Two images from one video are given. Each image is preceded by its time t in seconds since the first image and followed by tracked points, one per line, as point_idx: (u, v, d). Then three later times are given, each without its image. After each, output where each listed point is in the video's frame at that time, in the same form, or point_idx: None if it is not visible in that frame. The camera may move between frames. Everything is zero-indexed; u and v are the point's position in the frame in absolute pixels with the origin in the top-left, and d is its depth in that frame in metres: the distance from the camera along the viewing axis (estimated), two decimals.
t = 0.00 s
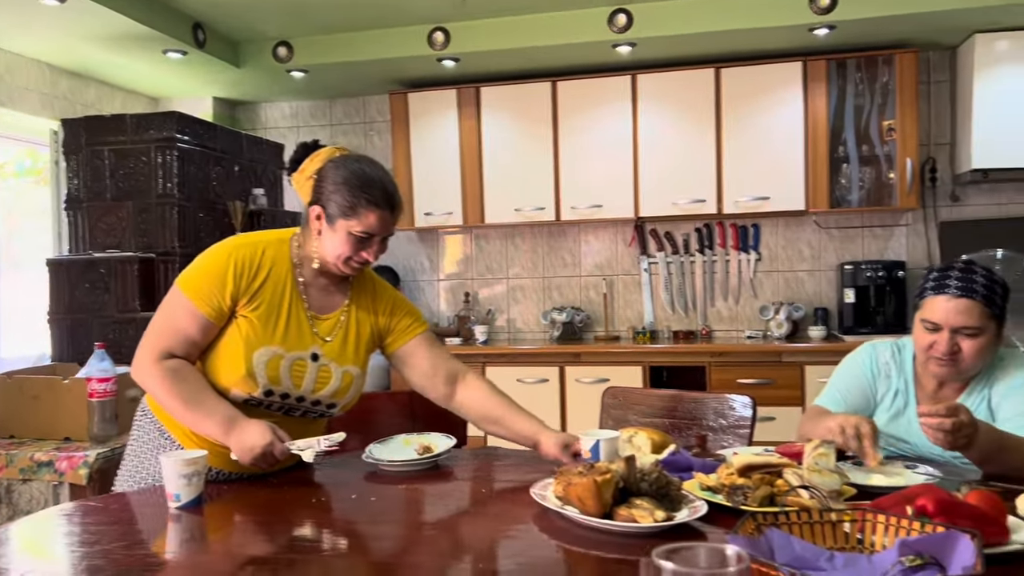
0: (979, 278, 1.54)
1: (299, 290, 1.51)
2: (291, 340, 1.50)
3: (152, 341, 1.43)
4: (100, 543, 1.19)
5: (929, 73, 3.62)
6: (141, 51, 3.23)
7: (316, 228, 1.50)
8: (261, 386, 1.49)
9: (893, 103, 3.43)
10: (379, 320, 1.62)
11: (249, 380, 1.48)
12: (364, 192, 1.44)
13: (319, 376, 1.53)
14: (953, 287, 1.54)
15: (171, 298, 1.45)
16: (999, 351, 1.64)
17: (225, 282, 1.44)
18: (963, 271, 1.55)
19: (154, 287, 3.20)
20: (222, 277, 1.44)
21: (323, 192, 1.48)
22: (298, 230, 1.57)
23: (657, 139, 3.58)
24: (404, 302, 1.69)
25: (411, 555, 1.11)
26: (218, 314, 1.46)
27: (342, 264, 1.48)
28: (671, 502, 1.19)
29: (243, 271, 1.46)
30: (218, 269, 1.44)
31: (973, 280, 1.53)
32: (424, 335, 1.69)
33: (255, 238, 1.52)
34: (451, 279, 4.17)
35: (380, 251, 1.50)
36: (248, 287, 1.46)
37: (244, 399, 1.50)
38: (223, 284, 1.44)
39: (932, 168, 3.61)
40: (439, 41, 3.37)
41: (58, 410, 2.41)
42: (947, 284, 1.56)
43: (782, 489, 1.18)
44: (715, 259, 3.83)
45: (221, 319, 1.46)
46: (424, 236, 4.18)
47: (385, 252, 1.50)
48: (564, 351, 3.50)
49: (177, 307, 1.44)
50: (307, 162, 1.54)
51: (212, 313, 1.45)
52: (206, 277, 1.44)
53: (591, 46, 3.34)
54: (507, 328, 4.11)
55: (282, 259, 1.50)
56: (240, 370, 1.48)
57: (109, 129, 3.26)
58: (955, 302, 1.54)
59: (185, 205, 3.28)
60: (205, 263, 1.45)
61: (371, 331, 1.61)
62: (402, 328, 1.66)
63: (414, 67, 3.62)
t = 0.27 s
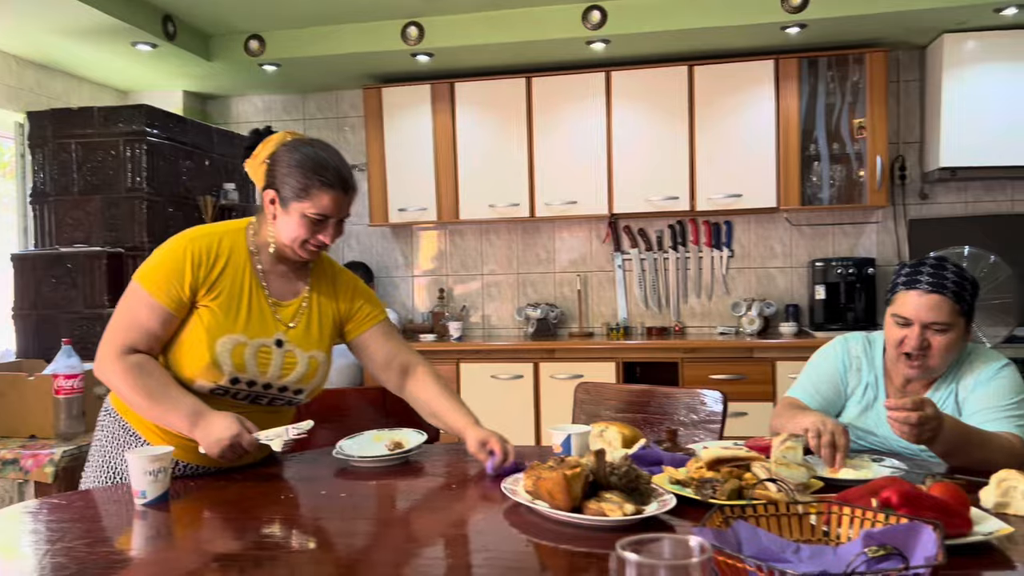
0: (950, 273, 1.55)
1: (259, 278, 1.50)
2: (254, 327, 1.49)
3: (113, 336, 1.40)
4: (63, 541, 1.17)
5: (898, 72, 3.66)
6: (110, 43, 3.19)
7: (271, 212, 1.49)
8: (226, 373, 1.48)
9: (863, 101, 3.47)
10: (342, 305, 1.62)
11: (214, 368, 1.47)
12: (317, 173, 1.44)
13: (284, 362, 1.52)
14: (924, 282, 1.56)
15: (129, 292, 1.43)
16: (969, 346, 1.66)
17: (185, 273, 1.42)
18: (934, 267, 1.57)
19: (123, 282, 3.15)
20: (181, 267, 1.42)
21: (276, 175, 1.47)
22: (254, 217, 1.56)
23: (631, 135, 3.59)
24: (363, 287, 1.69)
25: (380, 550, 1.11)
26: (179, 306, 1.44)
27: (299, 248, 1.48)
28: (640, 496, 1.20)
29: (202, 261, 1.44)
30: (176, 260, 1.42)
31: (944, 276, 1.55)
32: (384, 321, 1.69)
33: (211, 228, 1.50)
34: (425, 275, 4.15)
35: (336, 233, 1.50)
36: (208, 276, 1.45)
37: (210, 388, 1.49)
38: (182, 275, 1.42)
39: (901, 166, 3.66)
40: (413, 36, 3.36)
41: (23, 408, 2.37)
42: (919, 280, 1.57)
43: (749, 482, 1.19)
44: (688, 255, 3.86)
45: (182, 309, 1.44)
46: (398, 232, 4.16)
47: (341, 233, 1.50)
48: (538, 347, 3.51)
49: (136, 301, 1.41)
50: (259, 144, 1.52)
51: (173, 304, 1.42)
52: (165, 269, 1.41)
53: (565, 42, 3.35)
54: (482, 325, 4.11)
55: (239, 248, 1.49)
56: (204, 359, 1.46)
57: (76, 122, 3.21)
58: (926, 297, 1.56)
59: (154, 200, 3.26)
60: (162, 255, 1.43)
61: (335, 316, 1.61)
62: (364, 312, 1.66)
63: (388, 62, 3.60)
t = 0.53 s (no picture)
0: (918, 273, 1.57)
1: (213, 267, 1.50)
2: (213, 315, 1.49)
3: (69, 331, 1.38)
4: (32, 540, 1.16)
5: (874, 73, 3.70)
6: (84, 37, 3.15)
7: (219, 199, 1.51)
8: (188, 362, 1.47)
9: (839, 101, 3.50)
10: (300, 292, 1.63)
11: (176, 357, 1.46)
12: (264, 156, 1.46)
13: (247, 348, 1.52)
14: (893, 281, 1.58)
15: (82, 287, 1.41)
16: (935, 345, 1.69)
17: (139, 263, 1.41)
18: (902, 267, 1.58)
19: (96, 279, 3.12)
20: (134, 258, 1.41)
21: (223, 161, 1.49)
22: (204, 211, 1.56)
23: (610, 134, 3.60)
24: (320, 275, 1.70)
25: (355, 549, 1.11)
26: (135, 298, 1.43)
27: (250, 233, 1.49)
28: (616, 493, 1.20)
29: (155, 252, 1.43)
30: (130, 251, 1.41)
31: (912, 276, 1.57)
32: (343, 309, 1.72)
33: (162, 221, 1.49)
34: (403, 273, 4.14)
35: (287, 216, 1.52)
36: (163, 267, 1.44)
37: (173, 378, 1.48)
38: (136, 266, 1.41)
39: (876, 166, 3.69)
40: (392, 32, 3.34)
41: None
42: (888, 279, 1.59)
43: (723, 479, 1.20)
44: (666, 254, 3.87)
45: (138, 300, 1.43)
46: (377, 230, 4.15)
47: (292, 217, 1.52)
48: (516, 345, 3.51)
49: (91, 295, 1.40)
50: (204, 136, 1.54)
51: (128, 296, 1.41)
52: (118, 260, 1.40)
53: (544, 40, 3.35)
54: (460, 322, 4.10)
55: (192, 239, 1.49)
56: (165, 349, 1.45)
57: (49, 117, 3.17)
58: (895, 295, 1.57)
59: (128, 196, 3.23)
60: (114, 248, 1.42)
61: (294, 302, 1.61)
62: (324, 301, 1.68)
63: (366, 58, 3.59)
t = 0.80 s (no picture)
0: (890, 272, 1.59)
1: (173, 259, 1.49)
2: (178, 307, 1.48)
3: (30, 334, 1.36)
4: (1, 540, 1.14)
5: (852, 73, 3.73)
6: (58, 30, 3.11)
7: (171, 190, 1.49)
8: (158, 357, 1.46)
9: (818, 101, 3.53)
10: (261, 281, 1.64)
11: (145, 352, 1.45)
12: (214, 144, 1.45)
13: (216, 337, 1.51)
14: (864, 280, 1.59)
15: (38, 292, 1.38)
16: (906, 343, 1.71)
17: (98, 261, 1.39)
18: (873, 266, 1.60)
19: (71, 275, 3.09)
20: (92, 257, 1.39)
21: (172, 151, 1.47)
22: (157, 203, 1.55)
23: (591, 132, 3.60)
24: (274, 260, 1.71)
25: (330, 548, 1.10)
26: (96, 297, 1.41)
27: (204, 222, 1.48)
28: (592, 490, 1.20)
29: (113, 249, 1.42)
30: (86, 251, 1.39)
31: (883, 275, 1.58)
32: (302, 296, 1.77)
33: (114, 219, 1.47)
34: (383, 270, 4.12)
35: (240, 204, 1.51)
36: (122, 264, 1.42)
37: (144, 374, 1.47)
38: (95, 264, 1.39)
39: (854, 166, 3.72)
40: (372, 28, 3.32)
41: None
42: (860, 278, 1.61)
43: (700, 476, 1.20)
44: (646, 252, 3.88)
45: (101, 299, 1.41)
46: (357, 226, 4.13)
47: (246, 204, 1.51)
48: (496, 343, 3.50)
49: (48, 298, 1.37)
50: (152, 126, 1.52)
51: (89, 296, 1.39)
52: (76, 261, 1.38)
53: (525, 37, 3.34)
54: (441, 320, 4.10)
55: (148, 234, 1.47)
56: (132, 345, 1.44)
57: (23, 110, 3.14)
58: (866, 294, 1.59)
59: (104, 191, 3.19)
60: (69, 249, 1.39)
61: (255, 289, 1.62)
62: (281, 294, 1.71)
63: (347, 54, 3.56)
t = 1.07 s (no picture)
0: (867, 269, 1.60)
1: (151, 255, 1.48)
2: (157, 302, 1.47)
3: (7, 333, 1.34)
4: None
5: (839, 73, 3.74)
6: (42, 24, 3.08)
7: (147, 184, 1.48)
8: (139, 352, 1.45)
9: (804, 100, 3.54)
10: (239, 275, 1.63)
11: (125, 348, 1.44)
12: (190, 138, 1.44)
13: (196, 332, 1.50)
14: (842, 277, 1.61)
15: (15, 289, 1.37)
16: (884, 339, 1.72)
17: (75, 257, 1.38)
18: (851, 264, 1.61)
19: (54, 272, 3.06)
20: (69, 253, 1.38)
21: (148, 146, 1.46)
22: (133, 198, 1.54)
23: (579, 130, 3.60)
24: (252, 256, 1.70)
25: (315, 545, 1.09)
26: (74, 293, 1.40)
27: (182, 217, 1.48)
28: (577, 486, 1.20)
29: (89, 245, 1.41)
30: (63, 247, 1.38)
31: (861, 272, 1.60)
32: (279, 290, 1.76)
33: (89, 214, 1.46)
34: (370, 267, 4.11)
35: (217, 198, 1.50)
36: (99, 259, 1.42)
37: (125, 370, 1.45)
38: (72, 261, 1.38)
39: (841, 165, 3.74)
40: (359, 24, 3.31)
41: None
42: (838, 276, 1.62)
43: (685, 472, 1.21)
44: (634, 250, 3.89)
45: (79, 295, 1.40)
46: (344, 224, 4.11)
47: (223, 199, 1.51)
48: (483, 341, 3.50)
49: (26, 295, 1.36)
50: (128, 121, 1.51)
51: (67, 292, 1.38)
52: (53, 257, 1.37)
53: (513, 35, 3.34)
54: (428, 318, 4.09)
55: (125, 229, 1.47)
56: (112, 341, 1.43)
57: (5, 105, 3.11)
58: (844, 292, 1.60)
59: (88, 187, 3.17)
60: (45, 245, 1.38)
61: (234, 285, 1.61)
62: (259, 289, 1.71)
63: (334, 50, 3.55)
